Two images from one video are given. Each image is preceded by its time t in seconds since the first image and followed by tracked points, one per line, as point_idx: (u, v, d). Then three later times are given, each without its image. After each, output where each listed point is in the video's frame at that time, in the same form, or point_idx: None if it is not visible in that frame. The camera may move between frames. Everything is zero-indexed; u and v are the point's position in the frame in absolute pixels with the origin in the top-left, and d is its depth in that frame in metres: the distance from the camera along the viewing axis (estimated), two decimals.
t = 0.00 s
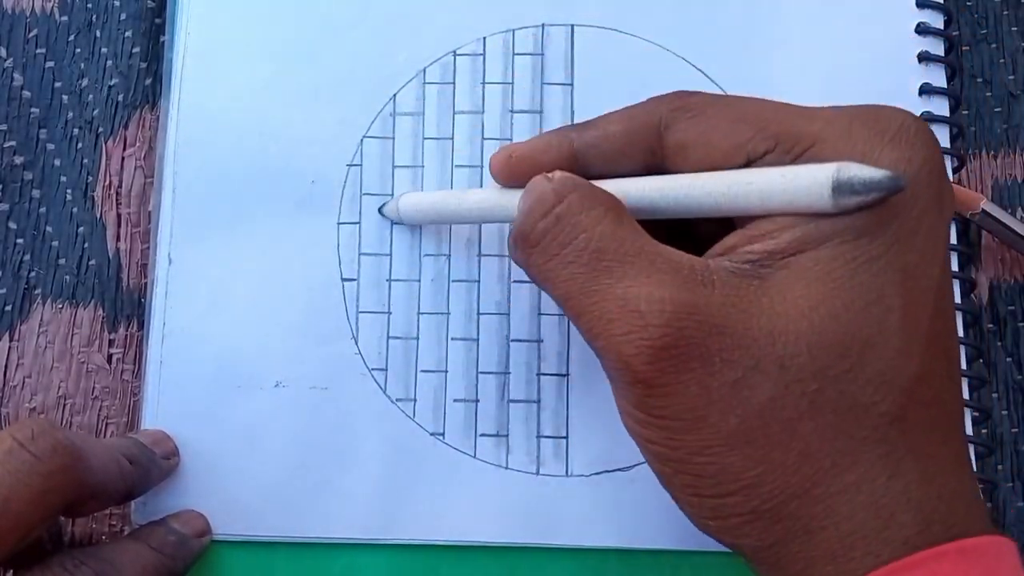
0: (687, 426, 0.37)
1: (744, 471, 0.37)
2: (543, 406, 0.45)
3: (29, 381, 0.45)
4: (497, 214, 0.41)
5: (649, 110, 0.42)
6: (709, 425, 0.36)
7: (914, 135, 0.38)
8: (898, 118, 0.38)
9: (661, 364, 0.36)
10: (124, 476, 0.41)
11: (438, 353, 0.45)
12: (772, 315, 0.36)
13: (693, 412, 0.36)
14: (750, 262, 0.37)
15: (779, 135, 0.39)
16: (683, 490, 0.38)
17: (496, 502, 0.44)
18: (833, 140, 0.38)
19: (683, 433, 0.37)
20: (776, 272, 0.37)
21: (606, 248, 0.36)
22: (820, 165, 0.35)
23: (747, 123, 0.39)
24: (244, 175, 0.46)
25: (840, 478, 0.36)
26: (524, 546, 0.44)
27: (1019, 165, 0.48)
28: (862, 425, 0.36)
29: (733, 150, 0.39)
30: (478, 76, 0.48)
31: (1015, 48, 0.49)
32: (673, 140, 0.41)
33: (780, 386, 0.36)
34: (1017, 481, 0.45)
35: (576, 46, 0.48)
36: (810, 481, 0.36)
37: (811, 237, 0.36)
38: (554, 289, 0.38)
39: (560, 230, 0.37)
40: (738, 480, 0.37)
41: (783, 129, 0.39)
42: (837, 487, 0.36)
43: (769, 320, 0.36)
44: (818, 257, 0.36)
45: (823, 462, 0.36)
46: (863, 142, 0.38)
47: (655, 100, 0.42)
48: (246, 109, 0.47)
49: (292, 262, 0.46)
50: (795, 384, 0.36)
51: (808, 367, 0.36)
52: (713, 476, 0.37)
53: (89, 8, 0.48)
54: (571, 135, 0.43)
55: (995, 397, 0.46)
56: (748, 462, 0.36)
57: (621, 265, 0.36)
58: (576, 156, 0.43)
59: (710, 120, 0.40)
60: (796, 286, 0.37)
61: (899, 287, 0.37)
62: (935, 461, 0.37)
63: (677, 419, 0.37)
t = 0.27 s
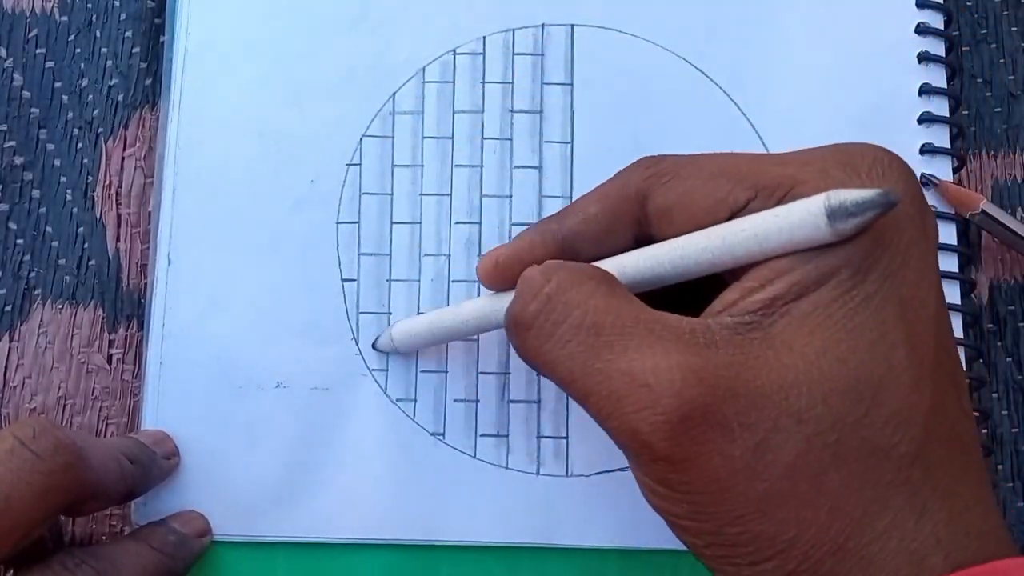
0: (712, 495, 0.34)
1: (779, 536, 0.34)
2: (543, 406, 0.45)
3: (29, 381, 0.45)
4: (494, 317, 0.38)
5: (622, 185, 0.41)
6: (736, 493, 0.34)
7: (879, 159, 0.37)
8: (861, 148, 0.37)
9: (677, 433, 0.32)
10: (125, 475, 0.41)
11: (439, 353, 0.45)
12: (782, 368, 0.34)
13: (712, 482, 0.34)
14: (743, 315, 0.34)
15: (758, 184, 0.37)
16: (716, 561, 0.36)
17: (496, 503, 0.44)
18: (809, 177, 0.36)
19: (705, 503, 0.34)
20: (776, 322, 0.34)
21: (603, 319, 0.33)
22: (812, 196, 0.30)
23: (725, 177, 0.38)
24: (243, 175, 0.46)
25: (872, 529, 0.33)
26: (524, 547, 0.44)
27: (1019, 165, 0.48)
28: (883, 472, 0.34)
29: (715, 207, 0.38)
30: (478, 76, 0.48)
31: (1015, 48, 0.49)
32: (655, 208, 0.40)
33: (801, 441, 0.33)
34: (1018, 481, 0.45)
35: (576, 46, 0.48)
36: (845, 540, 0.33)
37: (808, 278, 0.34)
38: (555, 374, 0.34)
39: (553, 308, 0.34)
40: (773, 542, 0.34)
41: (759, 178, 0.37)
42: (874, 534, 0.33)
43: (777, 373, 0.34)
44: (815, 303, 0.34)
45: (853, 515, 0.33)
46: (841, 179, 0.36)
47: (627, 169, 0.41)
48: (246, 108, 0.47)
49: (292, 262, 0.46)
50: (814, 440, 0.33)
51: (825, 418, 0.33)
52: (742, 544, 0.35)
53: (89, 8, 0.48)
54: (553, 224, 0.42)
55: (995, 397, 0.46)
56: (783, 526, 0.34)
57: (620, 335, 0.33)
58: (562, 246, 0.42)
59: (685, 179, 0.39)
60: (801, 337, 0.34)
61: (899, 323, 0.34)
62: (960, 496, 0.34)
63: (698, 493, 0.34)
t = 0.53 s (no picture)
0: (769, 472, 0.34)
1: (830, 517, 0.34)
2: (543, 406, 0.45)
3: (29, 381, 0.45)
4: (511, 303, 0.38)
5: (652, 166, 0.41)
6: (790, 472, 0.34)
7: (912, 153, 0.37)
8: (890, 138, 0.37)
9: (735, 411, 0.32)
10: (127, 467, 0.41)
11: (438, 353, 0.45)
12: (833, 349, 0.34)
13: (765, 460, 0.34)
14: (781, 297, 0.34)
15: (795, 170, 0.37)
16: (760, 542, 0.36)
17: (496, 502, 0.44)
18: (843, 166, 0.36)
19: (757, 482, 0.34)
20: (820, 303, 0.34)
21: (652, 294, 0.33)
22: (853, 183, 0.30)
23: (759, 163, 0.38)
24: (244, 174, 0.46)
25: (915, 509, 0.34)
26: (525, 546, 0.44)
27: (1019, 165, 0.48)
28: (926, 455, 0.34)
29: (752, 190, 0.38)
30: (478, 75, 0.48)
31: (1015, 49, 0.49)
32: (686, 194, 0.40)
33: (854, 419, 0.34)
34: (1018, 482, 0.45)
35: (576, 46, 0.48)
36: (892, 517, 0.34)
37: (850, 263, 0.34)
38: (599, 351, 0.34)
39: (599, 283, 0.33)
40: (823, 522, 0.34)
41: (794, 164, 0.37)
42: (921, 512, 0.34)
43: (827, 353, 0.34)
44: (859, 285, 0.34)
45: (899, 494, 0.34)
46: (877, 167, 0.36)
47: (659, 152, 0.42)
48: (246, 108, 0.47)
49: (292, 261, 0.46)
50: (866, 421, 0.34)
51: (877, 396, 0.34)
52: (792, 523, 0.35)
53: (89, 8, 0.48)
54: (577, 208, 0.42)
55: (995, 397, 0.46)
56: (838, 504, 0.34)
57: (671, 310, 0.33)
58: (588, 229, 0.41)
59: (719, 163, 0.39)
60: (847, 316, 0.34)
61: (940, 303, 0.35)
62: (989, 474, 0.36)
63: (748, 473, 0.34)
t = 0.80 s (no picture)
0: (726, 310, 0.34)
1: (782, 356, 0.34)
2: (544, 406, 0.45)
3: (29, 382, 0.45)
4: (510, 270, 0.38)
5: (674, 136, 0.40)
6: (748, 311, 0.34)
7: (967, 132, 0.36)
8: (958, 96, 0.35)
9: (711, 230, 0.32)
10: (128, 469, 0.41)
11: (439, 353, 0.45)
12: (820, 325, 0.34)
13: (740, 284, 0.34)
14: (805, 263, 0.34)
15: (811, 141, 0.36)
16: (727, 396, 0.37)
17: (497, 502, 0.44)
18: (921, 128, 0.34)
19: (721, 313, 0.34)
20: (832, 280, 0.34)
21: (649, 122, 0.33)
22: (872, 40, 0.31)
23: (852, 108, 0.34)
24: (243, 174, 0.46)
25: (879, 495, 0.34)
26: (525, 546, 0.44)
27: (1019, 165, 0.48)
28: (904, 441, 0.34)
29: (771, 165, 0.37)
30: (478, 75, 0.48)
31: (1015, 48, 0.49)
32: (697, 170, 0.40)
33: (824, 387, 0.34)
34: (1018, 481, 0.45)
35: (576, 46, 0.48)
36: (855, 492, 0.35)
37: (861, 240, 0.34)
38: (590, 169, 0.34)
39: (603, 103, 0.33)
40: (794, 388, 0.35)
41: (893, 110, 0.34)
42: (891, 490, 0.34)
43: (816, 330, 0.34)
44: (879, 258, 0.34)
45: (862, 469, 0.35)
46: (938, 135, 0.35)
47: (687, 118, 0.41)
48: (245, 108, 0.47)
49: (293, 261, 0.46)
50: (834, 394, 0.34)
51: (858, 376, 0.34)
52: (754, 365, 0.35)
53: (89, 8, 0.48)
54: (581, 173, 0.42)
55: (995, 397, 0.46)
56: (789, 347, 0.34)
57: (662, 140, 0.33)
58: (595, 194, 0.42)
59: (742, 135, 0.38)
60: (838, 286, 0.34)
61: (934, 281, 0.34)
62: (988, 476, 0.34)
63: (718, 300, 0.34)
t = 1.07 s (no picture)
0: (737, 502, 0.33)
1: (793, 544, 0.34)
2: (543, 406, 0.45)
3: (29, 382, 0.45)
4: (517, 303, 0.38)
5: (657, 173, 0.39)
6: (745, 484, 0.33)
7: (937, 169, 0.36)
8: (919, 170, 0.35)
9: (708, 450, 0.32)
10: (127, 471, 0.41)
11: (439, 353, 0.45)
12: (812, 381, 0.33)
13: (734, 492, 0.33)
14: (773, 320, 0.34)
15: (800, 179, 0.36)
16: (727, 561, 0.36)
17: (496, 502, 0.44)
18: (852, 179, 0.36)
19: (718, 506, 0.34)
20: (807, 330, 0.34)
21: (632, 318, 0.33)
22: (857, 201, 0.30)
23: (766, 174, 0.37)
24: (243, 174, 0.46)
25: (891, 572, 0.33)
26: (525, 546, 0.44)
27: (1019, 165, 0.48)
28: (915, 493, 0.34)
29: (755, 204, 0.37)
30: (478, 75, 0.48)
31: (1015, 48, 0.49)
32: (688, 199, 0.39)
33: (832, 458, 0.33)
34: (1018, 481, 0.45)
35: (576, 46, 0.48)
36: (872, 546, 0.33)
37: (842, 288, 0.34)
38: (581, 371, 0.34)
39: (581, 304, 0.33)
40: (791, 559, 0.34)
41: (791, 171, 0.36)
42: (902, 547, 0.33)
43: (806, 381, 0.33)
44: (852, 311, 0.34)
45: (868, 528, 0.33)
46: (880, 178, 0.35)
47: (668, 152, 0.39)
48: (245, 108, 0.47)
49: (293, 261, 0.46)
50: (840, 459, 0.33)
51: (859, 434, 0.33)
52: (764, 556, 0.35)
53: (89, 8, 0.48)
54: (581, 211, 0.41)
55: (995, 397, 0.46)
56: (800, 539, 0.34)
57: (648, 338, 0.33)
58: (588, 232, 0.41)
59: (726, 171, 0.38)
60: (837, 343, 0.34)
61: (935, 337, 0.34)
62: (988, 518, 0.34)
63: (714, 497, 0.33)
